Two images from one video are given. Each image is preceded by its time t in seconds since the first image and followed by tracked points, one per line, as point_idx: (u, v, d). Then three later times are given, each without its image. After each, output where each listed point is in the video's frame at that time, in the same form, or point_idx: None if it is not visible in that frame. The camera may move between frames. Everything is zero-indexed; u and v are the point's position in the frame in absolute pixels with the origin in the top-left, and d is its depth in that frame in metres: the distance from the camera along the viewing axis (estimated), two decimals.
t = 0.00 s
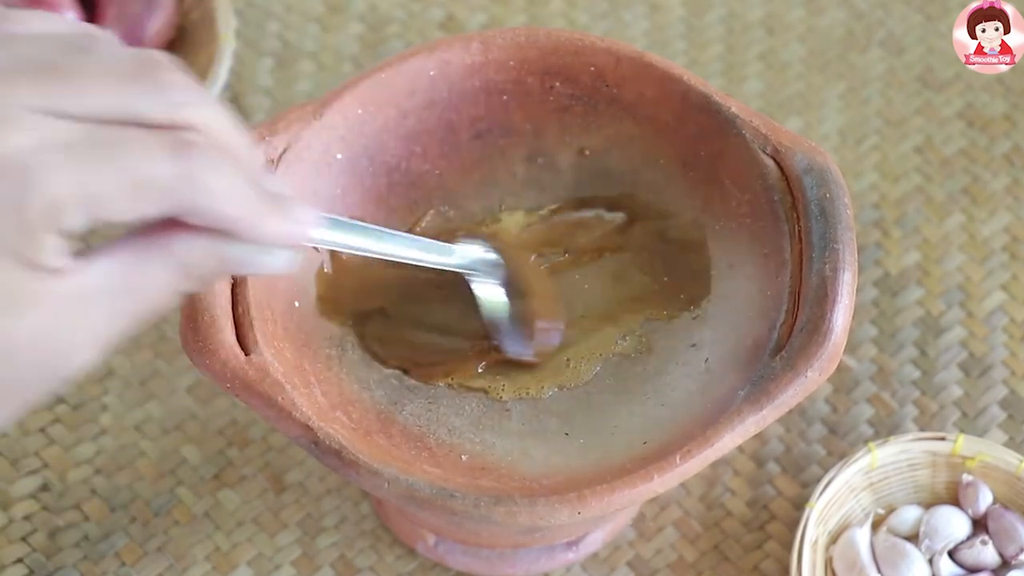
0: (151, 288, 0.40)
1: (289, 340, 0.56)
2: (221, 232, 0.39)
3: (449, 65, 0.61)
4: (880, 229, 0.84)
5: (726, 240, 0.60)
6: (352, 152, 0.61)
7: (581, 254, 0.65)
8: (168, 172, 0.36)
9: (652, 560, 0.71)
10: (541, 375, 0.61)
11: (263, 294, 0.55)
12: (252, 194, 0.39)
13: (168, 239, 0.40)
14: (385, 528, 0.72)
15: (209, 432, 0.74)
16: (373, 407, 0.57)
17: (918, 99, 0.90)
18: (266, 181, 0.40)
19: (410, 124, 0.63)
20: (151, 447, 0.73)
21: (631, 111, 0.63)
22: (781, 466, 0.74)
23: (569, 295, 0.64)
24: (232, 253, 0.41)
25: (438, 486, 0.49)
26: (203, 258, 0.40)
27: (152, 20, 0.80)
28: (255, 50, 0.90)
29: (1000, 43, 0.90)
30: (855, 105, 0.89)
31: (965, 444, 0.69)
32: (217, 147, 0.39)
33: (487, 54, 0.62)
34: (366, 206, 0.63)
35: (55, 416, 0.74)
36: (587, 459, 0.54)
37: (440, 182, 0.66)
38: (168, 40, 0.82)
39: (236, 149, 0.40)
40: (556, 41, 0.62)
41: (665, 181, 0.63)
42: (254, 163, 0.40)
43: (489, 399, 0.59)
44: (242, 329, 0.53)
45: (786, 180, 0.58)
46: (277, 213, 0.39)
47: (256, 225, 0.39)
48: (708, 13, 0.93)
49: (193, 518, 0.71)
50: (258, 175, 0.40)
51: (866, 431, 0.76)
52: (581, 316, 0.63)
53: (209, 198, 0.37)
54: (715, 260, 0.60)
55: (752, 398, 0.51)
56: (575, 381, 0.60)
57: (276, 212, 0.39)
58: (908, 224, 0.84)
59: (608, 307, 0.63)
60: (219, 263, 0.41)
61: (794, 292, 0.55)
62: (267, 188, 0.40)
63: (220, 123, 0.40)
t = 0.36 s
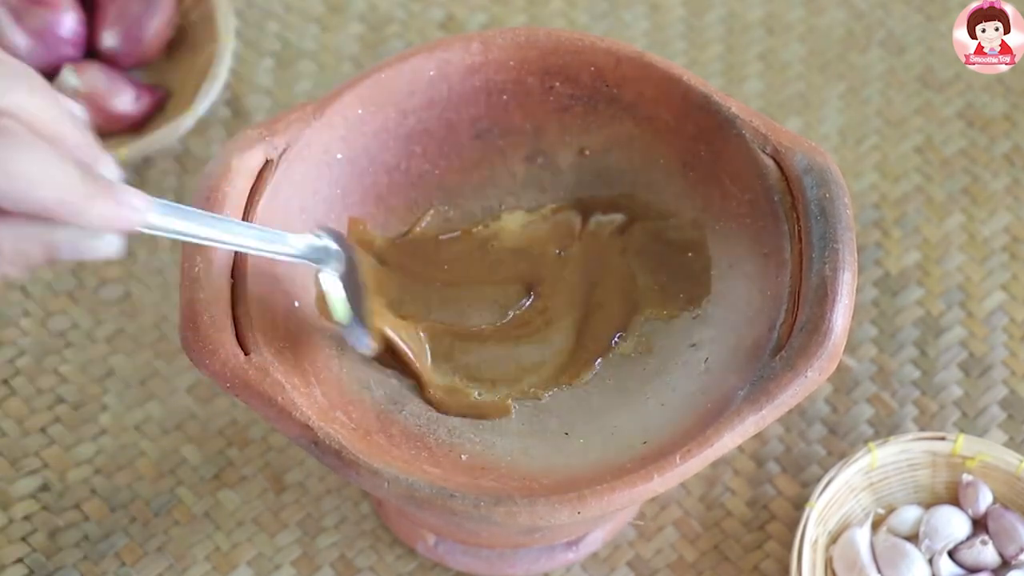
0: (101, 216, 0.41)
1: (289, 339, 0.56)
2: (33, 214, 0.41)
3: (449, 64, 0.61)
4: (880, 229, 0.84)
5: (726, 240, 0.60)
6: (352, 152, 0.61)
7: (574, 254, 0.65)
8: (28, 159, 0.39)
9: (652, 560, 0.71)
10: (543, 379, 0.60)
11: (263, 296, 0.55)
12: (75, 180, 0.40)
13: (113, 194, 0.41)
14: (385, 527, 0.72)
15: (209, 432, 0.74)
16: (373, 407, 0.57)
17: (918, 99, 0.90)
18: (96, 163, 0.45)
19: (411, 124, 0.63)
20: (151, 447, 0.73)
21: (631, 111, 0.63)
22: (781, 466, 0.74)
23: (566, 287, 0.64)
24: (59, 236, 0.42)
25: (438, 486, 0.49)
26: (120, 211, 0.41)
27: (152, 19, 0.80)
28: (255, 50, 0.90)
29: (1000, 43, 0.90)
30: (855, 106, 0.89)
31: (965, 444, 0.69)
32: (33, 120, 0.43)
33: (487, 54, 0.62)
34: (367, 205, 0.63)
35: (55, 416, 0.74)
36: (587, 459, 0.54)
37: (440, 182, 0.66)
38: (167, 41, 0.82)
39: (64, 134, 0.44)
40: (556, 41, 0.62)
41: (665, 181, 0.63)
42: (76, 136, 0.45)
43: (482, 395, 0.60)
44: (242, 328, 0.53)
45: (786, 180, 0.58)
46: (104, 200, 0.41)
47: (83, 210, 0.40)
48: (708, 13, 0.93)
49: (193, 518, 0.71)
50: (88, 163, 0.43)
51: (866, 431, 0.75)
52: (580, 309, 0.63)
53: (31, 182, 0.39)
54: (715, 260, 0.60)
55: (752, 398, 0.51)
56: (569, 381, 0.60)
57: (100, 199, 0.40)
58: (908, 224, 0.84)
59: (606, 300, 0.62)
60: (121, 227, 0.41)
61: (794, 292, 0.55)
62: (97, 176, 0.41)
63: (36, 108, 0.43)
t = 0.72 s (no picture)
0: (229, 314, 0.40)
1: (289, 340, 0.56)
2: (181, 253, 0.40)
3: (449, 64, 0.61)
4: (880, 229, 0.84)
5: (726, 239, 0.60)
6: (351, 152, 0.61)
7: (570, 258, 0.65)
8: (234, 196, 0.36)
9: (652, 560, 0.71)
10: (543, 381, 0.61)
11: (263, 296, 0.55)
12: (337, 225, 0.39)
13: (250, 272, 0.40)
14: (385, 527, 0.72)
15: (209, 432, 0.74)
16: (373, 407, 0.57)
17: (917, 99, 0.90)
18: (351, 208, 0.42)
19: (411, 125, 0.63)
20: (151, 447, 0.73)
21: (631, 111, 0.63)
22: (781, 466, 0.74)
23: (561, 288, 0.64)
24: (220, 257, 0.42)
25: (438, 486, 0.49)
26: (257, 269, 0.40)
27: (152, 19, 0.80)
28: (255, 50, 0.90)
29: (1000, 43, 0.90)
30: (855, 105, 0.89)
31: (965, 444, 0.69)
32: (307, 176, 0.39)
33: (487, 54, 0.62)
34: (367, 205, 0.63)
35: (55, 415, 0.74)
36: (587, 459, 0.54)
37: (440, 182, 0.65)
38: (167, 41, 0.82)
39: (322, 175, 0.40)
40: (556, 41, 0.62)
41: (665, 180, 0.63)
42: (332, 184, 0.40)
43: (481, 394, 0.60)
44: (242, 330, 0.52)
45: (786, 180, 0.58)
46: (360, 244, 0.40)
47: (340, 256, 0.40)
48: (708, 13, 0.93)
49: (193, 518, 0.71)
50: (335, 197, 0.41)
51: (866, 431, 0.75)
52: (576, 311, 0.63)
53: (302, 230, 0.38)
54: (715, 260, 0.60)
55: (752, 398, 0.51)
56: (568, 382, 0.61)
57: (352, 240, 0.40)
58: (908, 224, 0.84)
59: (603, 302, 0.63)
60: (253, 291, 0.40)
61: (794, 292, 0.55)
62: (344, 216, 0.40)
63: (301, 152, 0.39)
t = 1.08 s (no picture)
0: (204, 230, 0.42)
1: (289, 339, 0.56)
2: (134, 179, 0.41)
3: (450, 65, 0.62)
4: (880, 229, 0.84)
5: (726, 239, 0.60)
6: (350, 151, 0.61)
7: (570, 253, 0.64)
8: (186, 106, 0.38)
9: (652, 560, 0.71)
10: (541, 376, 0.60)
11: (262, 296, 0.55)
12: (297, 138, 0.40)
13: (219, 186, 0.41)
14: (385, 527, 0.72)
15: (209, 432, 0.74)
16: (373, 407, 0.57)
17: (917, 99, 0.90)
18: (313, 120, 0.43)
19: (410, 124, 0.63)
20: (151, 447, 0.73)
21: (631, 111, 0.63)
22: (781, 466, 0.74)
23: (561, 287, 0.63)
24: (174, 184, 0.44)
25: (437, 485, 0.49)
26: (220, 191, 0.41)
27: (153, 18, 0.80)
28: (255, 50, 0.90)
29: (1000, 43, 0.90)
30: (855, 106, 0.89)
31: (965, 444, 0.69)
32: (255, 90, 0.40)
33: (487, 54, 0.62)
34: (365, 205, 0.63)
35: (55, 416, 0.74)
36: (587, 459, 0.54)
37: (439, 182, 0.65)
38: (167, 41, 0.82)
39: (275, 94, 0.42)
40: (557, 42, 0.62)
41: (665, 181, 0.63)
42: (293, 100, 0.42)
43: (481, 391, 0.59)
44: (242, 328, 0.53)
45: (786, 180, 0.58)
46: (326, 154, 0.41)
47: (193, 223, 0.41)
48: (708, 13, 0.93)
49: (193, 518, 0.71)
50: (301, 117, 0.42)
51: (866, 431, 0.75)
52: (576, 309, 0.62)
53: (260, 141, 0.39)
54: (715, 261, 0.60)
55: (752, 398, 0.51)
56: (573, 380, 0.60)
57: (324, 154, 0.41)
58: (908, 224, 0.84)
59: (602, 299, 0.63)
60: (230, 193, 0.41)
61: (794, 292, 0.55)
62: (315, 137, 0.42)
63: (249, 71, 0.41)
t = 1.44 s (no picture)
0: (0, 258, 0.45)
1: (289, 340, 0.56)
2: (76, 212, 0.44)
3: (449, 64, 0.61)
4: (880, 229, 0.84)
5: (726, 239, 0.60)
6: (351, 151, 0.61)
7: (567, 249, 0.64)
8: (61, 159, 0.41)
9: (652, 560, 0.71)
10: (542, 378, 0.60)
11: (263, 296, 0.55)
12: (100, 170, 0.42)
13: (17, 219, 0.45)
14: (385, 528, 0.72)
15: (209, 432, 0.74)
16: (373, 407, 0.57)
17: (917, 99, 0.90)
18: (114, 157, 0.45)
19: (411, 124, 0.63)
20: (151, 447, 0.73)
21: (631, 111, 0.63)
22: (781, 466, 0.74)
23: (559, 282, 0.63)
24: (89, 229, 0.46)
25: (437, 485, 0.49)
26: (144, 206, 0.43)
27: (152, 19, 0.79)
28: (255, 50, 0.90)
29: (1000, 43, 0.90)
30: (855, 105, 0.89)
31: (965, 444, 0.69)
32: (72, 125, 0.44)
33: (487, 54, 0.62)
34: (367, 205, 0.63)
35: (55, 416, 0.74)
36: (587, 458, 0.54)
37: (440, 182, 0.65)
38: (166, 40, 0.82)
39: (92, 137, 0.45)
40: (556, 42, 0.62)
41: (665, 181, 0.63)
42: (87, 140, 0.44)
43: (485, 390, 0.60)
44: (242, 329, 0.53)
45: (786, 180, 0.58)
46: (128, 193, 0.42)
47: (108, 199, 0.42)
48: (708, 13, 0.93)
49: (192, 518, 0.71)
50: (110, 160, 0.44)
51: (866, 431, 0.75)
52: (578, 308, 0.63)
53: (60, 172, 0.41)
54: (715, 260, 0.61)
55: (752, 398, 0.51)
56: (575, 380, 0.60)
57: (128, 192, 0.42)
58: (908, 224, 0.84)
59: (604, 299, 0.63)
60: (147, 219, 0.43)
61: (794, 292, 0.55)
62: (120, 171, 0.43)
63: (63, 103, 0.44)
